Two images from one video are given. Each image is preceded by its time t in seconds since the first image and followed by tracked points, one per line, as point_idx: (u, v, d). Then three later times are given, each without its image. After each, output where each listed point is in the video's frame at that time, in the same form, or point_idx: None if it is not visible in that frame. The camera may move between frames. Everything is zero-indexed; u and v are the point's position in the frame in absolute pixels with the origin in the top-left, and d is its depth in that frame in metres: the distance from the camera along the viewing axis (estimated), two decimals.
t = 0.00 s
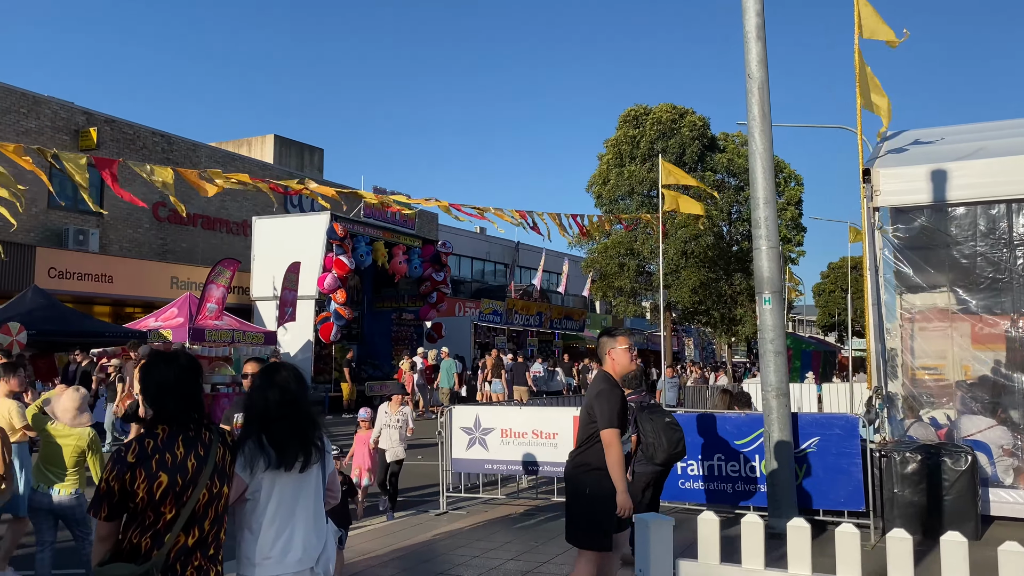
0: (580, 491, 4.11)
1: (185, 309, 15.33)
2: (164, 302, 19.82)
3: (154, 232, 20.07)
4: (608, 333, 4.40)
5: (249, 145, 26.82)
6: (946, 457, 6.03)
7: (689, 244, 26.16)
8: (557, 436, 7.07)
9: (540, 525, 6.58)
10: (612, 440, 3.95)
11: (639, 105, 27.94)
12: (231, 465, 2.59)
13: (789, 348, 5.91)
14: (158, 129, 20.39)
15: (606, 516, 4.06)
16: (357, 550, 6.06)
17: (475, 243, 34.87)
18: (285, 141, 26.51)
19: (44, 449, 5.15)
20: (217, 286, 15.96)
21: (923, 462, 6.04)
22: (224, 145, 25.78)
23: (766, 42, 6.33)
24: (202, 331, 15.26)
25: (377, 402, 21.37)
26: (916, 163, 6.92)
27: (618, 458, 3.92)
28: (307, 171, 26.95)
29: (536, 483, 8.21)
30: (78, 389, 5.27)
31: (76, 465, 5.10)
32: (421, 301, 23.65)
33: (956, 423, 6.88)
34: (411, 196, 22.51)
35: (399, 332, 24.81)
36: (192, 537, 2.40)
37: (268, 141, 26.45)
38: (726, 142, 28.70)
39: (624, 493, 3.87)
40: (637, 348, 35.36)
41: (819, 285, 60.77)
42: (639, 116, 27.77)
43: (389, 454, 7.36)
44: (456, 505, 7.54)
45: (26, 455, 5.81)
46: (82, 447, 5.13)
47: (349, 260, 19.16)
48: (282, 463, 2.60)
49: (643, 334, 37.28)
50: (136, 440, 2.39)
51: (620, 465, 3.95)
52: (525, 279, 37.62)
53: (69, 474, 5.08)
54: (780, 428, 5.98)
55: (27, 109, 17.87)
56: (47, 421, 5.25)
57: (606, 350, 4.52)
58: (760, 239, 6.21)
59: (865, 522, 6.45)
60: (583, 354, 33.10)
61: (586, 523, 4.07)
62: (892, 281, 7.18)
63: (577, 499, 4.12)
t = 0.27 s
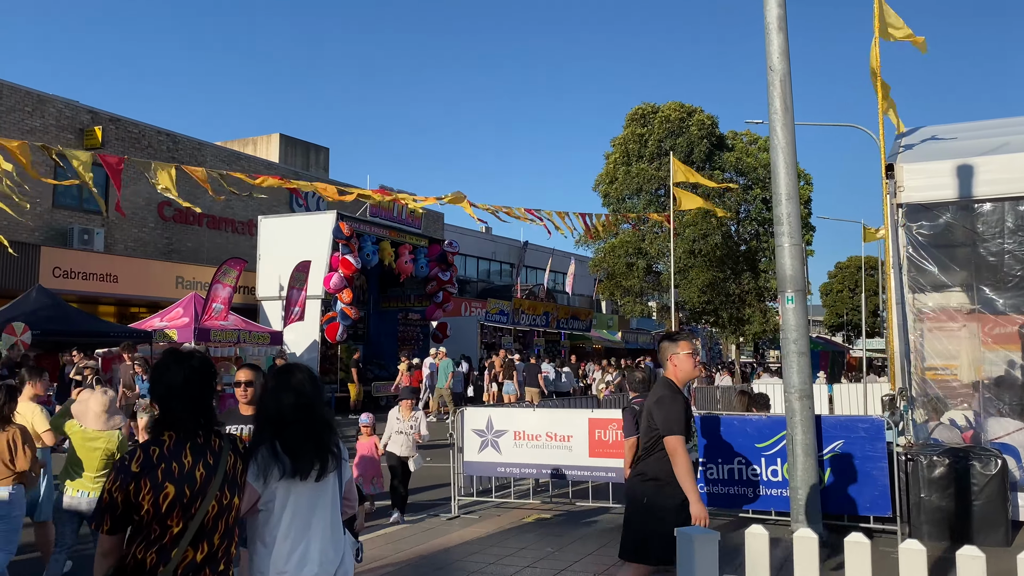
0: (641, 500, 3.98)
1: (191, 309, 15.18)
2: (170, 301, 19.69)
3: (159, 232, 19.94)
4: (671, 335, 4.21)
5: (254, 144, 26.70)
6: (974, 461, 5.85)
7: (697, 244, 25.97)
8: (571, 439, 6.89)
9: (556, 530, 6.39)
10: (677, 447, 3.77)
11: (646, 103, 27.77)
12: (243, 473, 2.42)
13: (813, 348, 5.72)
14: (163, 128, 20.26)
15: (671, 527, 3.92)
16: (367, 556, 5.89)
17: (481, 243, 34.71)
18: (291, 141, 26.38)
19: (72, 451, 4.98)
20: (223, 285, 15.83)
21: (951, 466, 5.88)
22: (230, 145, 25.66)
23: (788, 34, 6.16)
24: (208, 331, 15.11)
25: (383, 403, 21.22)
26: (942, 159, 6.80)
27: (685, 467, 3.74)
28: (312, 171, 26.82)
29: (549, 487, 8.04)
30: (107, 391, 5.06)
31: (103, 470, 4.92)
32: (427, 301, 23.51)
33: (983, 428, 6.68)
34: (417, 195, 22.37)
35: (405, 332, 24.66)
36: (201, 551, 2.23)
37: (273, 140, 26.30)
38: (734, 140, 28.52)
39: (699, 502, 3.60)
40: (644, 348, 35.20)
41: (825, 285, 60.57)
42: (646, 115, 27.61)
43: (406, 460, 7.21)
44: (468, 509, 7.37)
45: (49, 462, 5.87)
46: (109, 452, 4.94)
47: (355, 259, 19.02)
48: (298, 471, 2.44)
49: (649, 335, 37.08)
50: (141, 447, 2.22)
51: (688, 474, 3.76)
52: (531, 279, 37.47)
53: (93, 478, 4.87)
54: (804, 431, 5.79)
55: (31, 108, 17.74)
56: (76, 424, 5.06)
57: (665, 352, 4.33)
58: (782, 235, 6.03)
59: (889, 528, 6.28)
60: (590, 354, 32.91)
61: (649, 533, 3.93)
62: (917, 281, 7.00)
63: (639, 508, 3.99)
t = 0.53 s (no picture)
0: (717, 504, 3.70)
1: (196, 309, 15.04)
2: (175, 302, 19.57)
3: (165, 232, 19.83)
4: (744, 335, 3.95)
5: (260, 144, 26.58)
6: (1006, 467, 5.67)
7: (706, 244, 25.77)
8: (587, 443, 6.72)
9: (571, 540, 6.22)
10: (740, 445, 3.50)
11: (654, 102, 27.58)
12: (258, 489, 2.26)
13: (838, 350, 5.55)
14: (168, 127, 20.14)
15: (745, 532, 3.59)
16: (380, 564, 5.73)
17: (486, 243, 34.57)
18: (296, 140, 26.26)
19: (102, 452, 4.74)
20: (229, 286, 15.70)
21: (980, 472, 5.72)
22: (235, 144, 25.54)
23: (811, 27, 5.99)
24: (213, 332, 14.98)
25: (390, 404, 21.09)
26: (969, 155, 6.64)
27: (747, 465, 3.46)
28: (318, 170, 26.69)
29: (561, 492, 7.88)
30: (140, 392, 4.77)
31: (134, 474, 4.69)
32: (433, 301, 23.40)
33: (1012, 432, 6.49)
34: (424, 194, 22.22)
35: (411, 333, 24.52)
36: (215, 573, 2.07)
37: (279, 140, 26.17)
38: (742, 140, 28.32)
39: (762, 505, 3.42)
40: (650, 349, 35.05)
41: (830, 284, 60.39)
42: (654, 113, 27.43)
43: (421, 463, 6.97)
44: (481, 513, 7.21)
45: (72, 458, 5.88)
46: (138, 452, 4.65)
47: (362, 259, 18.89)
48: (318, 483, 2.28)
49: (656, 335, 36.89)
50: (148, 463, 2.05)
51: (751, 474, 3.46)
52: (536, 279, 37.33)
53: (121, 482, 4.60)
54: (829, 436, 5.61)
55: (36, 107, 17.63)
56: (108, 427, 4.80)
57: (743, 356, 4.04)
58: (805, 234, 5.86)
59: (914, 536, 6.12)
60: (597, 355, 32.72)
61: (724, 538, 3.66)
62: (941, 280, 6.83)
63: (715, 514, 3.71)
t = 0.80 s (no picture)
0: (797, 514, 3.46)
1: (202, 309, 14.91)
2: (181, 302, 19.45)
3: (170, 231, 19.72)
4: (820, 334, 3.56)
5: (265, 143, 26.48)
6: None
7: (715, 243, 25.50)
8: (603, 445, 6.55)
9: (587, 544, 6.08)
10: (802, 455, 3.28)
11: (661, 101, 27.38)
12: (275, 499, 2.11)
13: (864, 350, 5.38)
14: (174, 126, 20.04)
15: (821, 547, 3.35)
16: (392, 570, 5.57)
17: (492, 242, 34.42)
18: (302, 139, 26.14)
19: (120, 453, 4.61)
20: (235, 285, 15.56)
21: (1011, 476, 5.58)
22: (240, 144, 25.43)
23: (835, 17, 5.81)
24: (219, 332, 14.87)
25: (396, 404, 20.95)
26: (995, 150, 6.43)
27: (803, 479, 3.24)
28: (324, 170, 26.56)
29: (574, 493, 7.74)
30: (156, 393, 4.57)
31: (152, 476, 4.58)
32: (440, 301, 23.25)
33: None
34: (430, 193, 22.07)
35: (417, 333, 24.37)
36: None
37: (285, 139, 26.06)
38: (750, 139, 28.09)
39: (811, 521, 3.23)
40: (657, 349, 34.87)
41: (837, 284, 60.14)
42: (661, 112, 27.23)
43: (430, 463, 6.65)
44: (494, 517, 7.05)
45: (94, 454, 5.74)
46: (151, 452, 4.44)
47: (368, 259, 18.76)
48: (339, 492, 2.13)
49: (663, 335, 36.69)
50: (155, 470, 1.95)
51: (807, 488, 3.24)
52: (543, 279, 37.18)
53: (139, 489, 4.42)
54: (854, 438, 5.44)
55: (41, 106, 17.53)
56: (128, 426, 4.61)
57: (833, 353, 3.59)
58: (830, 230, 5.68)
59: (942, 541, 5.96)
60: (604, 355, 32.52)
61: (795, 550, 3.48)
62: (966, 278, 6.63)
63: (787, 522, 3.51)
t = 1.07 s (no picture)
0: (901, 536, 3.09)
1: (210, 309, 14.81)
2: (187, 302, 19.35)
3: (177, 231, 19.64)
4: (904, 330, 3.25)
5: (272, 143, 26.41)
6: None
7: (724, 242, 25.23)
8: (623, 448, 6.41)
9: (606, 550, 5.96)
10: (912, 469, 2.91)
11: (669, 99, 27.21)
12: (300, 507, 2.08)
13: (894, 349, 5.23)
14: (180, 125, 19.95)
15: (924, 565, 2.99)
16: None
17: (498, 242, 34.28)
18: (309, 139, 26.05)
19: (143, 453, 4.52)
20: (243, 286, 15.45)
21: None
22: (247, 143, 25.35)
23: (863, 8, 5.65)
24: (227, 332, 14.77)
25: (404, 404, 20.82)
26: None
27: (914, 496, 2.88)
28: (331, 169, 26.46)
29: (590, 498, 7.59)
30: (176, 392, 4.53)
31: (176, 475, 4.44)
32: (447, 301, 23.14)
33: None
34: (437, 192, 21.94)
35: (425, 333, 24.26)
36: None
37: (292, 139, 25.97)
38: (759, 138, 27.89)
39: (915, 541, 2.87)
40: (664, 350, 34.71)
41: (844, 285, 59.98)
42: (669, 111, 27.07)
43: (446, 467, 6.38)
44: (512, 520, 6.91)
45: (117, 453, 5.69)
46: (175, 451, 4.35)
47: (376, 258, 18.66)
48: (369, 504, 2.06)
49: (670, 335, 36.53)
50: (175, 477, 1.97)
51: (914, 506, 2.88)
52: (550, 279, 37.08)
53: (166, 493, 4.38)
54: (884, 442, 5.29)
55: (48, 105, 17.45)
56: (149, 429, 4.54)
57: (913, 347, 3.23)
58: (858, 226, 5.53)
59: (973, 547, 5.89)
60: (611, 356, 32.33)
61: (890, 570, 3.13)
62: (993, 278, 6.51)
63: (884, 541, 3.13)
